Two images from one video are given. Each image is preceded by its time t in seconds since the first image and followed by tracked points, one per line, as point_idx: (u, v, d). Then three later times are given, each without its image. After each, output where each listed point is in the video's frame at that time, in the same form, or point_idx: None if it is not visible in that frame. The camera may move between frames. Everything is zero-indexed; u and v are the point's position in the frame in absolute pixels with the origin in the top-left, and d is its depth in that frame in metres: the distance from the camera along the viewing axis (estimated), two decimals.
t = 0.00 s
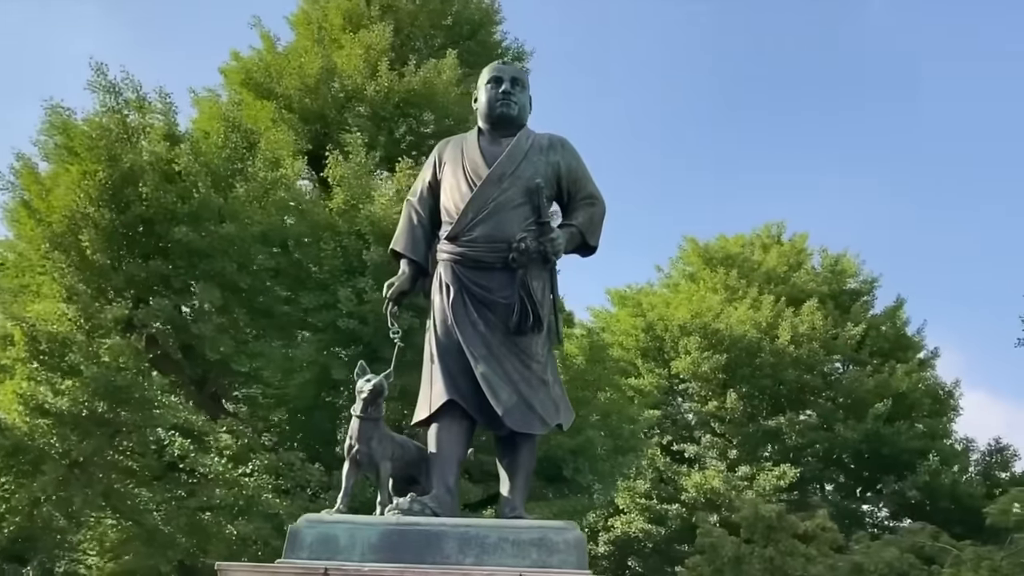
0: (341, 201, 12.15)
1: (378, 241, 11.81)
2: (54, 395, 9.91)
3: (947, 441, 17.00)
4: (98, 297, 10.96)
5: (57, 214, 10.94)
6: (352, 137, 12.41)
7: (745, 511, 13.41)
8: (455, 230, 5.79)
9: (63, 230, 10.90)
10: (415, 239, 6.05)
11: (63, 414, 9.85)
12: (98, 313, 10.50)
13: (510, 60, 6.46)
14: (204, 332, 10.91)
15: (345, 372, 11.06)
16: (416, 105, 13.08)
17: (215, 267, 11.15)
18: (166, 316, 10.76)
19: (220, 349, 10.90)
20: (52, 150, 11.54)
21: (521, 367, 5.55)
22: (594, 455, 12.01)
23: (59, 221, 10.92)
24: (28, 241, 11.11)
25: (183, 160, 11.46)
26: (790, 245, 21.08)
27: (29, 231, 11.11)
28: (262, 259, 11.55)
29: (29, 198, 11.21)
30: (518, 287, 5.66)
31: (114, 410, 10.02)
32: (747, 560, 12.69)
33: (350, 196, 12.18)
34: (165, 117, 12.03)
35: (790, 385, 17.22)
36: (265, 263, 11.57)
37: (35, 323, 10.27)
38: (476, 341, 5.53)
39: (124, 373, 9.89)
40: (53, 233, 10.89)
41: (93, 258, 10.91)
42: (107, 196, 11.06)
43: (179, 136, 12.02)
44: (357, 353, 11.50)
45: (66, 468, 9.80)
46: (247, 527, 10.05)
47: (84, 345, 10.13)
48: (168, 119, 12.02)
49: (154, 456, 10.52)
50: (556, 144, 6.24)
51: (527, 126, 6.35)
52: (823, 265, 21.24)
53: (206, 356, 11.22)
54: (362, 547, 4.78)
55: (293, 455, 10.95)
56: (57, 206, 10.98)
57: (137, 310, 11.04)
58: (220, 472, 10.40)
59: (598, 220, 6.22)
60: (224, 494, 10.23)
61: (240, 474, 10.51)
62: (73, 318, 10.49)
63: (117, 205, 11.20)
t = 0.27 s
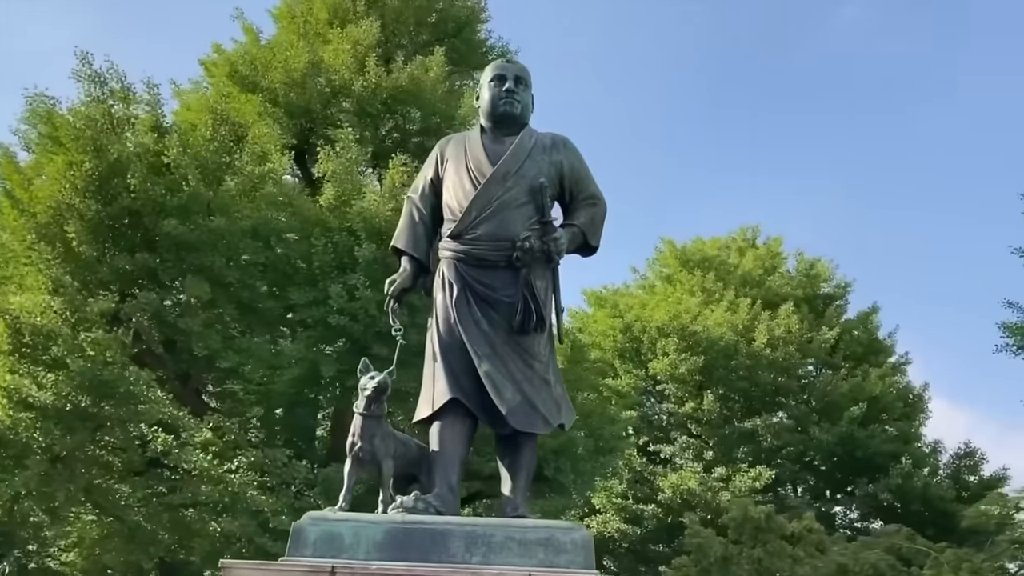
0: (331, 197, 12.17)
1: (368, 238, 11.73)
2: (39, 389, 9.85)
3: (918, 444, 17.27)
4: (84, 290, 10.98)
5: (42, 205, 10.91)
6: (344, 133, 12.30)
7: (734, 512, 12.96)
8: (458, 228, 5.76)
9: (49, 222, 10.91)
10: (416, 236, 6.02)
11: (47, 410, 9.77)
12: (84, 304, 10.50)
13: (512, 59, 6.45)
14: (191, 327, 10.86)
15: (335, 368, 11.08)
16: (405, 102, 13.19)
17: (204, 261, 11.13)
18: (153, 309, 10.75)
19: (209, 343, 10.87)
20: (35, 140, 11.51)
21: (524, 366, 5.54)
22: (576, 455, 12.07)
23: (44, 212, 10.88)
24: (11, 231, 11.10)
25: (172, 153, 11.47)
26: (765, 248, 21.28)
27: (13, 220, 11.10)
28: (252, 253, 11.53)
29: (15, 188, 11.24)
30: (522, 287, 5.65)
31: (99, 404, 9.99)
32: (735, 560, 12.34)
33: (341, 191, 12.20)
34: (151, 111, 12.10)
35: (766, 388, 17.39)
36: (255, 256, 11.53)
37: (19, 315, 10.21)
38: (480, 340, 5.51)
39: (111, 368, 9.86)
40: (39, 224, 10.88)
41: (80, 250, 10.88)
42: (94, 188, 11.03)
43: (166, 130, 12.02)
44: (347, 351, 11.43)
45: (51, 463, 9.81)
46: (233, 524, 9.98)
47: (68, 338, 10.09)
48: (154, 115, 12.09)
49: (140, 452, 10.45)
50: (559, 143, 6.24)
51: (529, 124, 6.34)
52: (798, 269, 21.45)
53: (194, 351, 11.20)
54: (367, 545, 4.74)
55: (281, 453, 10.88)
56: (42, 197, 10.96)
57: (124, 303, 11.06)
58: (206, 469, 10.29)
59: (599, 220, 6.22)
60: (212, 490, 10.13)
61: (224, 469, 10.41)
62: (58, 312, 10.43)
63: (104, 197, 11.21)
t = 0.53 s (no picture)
0: (324, 193, 12.49)
1: (361, 236, 11.94)
2: (24, 383, 9.80)
3: (892, 447, 17.53)
4: (70, 282, 10.71)
5: (29, 193, 10.71)
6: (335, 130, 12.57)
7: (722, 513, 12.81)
8: (462, 226, 5.74)
9: (35, 212, 10.66)
10: (418, 235, 5.99)
11: (33, 404, 9.75)
12: (72, 297, 10.35)
13: (514, 58, 6.44)
14: (180, 321, 10.57)
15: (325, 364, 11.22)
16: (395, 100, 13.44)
17: (195, 255, 10.89)
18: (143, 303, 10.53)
19: (198, 339, 10.68)
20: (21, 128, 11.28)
21: (527, 366, 5.53)
22: (560, 455, 12.16)
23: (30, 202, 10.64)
24: None
25: (163, 146, 11.28)
26: (742, 251, 21.44)
27: None
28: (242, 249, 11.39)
29: None
30: (525, 286, 5.64)
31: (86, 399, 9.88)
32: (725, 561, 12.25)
33: (332, 187, 12.55)
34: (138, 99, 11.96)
35: (744, 390, 17.52)
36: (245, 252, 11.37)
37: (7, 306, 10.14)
38: (483, 339, 5.49)
39: (99, 363, 9.77)
40: (24, 215, 10.64)
41: (68, 243, 10.69)
42: (83, 180, 10.85)
43: (155, 122, 11.85)
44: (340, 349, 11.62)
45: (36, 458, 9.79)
46: (221, 522, 9.96)
47: (54, 332, 10.03)
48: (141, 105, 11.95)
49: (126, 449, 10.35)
50: (561, 143, 6.24)
51: (531, 124, 6.34)
52: (774, 271, 21.60)
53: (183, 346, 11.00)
54: (372, 545, 4.71)
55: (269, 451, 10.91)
56: (28, 185, 10.75)
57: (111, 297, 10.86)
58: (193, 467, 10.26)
59: (600, 221, 6.23)
60: (197, 487, 10.07)
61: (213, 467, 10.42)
62: (46, 306, 10.28)
63: (93, 189, 10.95)
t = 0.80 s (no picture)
0: (315, 189, 12.55)
1: (354, 233, 12.02)
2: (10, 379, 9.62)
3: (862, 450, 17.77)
4: (55, 275, 10.60)
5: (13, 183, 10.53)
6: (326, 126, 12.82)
7: (710, 514, 13.67)
8: (467, 226, 5.72)
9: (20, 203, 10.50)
10: (421, 233, 5.97)
11: (18, 397, 9.55)
12: (56, 289, 10.14)
13: (518, 58, 6.44)
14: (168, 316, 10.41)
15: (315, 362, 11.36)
16: (382, 96, 13.78)
17: (184, 249, 10.87)
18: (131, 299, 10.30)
19: (187, 334, 10.50)
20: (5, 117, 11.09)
21: (531, 366, 5.52)
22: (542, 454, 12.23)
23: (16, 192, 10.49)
24: None
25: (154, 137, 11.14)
26: (716, 254, 21.60)
27: None
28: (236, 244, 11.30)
29: None
30: (531, 286, 5.63)
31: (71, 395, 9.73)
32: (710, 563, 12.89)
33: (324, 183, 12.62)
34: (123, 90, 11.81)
35: (718, 392, 17.65)
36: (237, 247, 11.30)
37: None
38: (488, 339, 5.47)
39: (87, 357, 9.64)
40: (9, 206, 10.45)
41: (53, 234, 10.57)
42: (70, 170, 10.70)
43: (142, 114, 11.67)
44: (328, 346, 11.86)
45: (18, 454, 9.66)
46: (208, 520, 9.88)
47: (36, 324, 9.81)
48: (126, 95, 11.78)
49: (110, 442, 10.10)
50: (565, 144, 6.25)
51: (535, 124, 6.34)
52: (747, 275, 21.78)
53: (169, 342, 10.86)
54: (379, 545, 4.67)
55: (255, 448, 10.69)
56: (11, 175, 10.55)
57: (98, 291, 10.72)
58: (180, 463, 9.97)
59: (603, 223, 6.24)
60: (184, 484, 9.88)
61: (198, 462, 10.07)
62: (32, 297, 10.07)
63: (80, 180, 10.81)
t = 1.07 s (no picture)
0: (306, 184, 12.52)
1: (346, 230, 12.08)
2: None
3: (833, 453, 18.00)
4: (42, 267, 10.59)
5: None
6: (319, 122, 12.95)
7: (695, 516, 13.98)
8: (471, 226, 5.72)
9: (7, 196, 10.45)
10: (423, 232, 5.96)
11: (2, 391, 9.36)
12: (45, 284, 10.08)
13: (520, 59, 6.45)
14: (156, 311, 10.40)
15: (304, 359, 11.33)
16: (368, 92, 13.85)
17: (174, 243, 10.78)
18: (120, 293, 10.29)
19: (175, 329, 10.49)
20: None
21: (534, 368, 5.53)
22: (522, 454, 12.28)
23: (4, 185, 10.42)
24: None
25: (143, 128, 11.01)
26: (691, 258, 21.76)
27: None
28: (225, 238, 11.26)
29: None
30: (534, 288, 5.64)
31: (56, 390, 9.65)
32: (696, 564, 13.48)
33: (315, 179, 12.62)
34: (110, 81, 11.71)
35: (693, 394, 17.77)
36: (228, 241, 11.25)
37: None
38: (491, 340, 5.48)
39: (74, 352, 9.54)
40: None
41: (40, 226, 10.47)
42: (58, 161, 10.59)
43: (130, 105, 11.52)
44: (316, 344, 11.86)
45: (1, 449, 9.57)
46: (193, 518, 10.00)
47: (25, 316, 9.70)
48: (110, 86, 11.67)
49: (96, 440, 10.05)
50: (567, 147, 6.26)
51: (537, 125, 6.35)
52: (720, 278, 21.97)
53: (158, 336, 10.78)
54: (385, 546, 4.65)
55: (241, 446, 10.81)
56: None
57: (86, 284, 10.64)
58: (166, 459, 10.12)
59: (603, 226, 6.26)
60: (171, 481, 9.96)
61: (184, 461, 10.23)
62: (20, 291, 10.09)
63: (69, 171, 10.69)
